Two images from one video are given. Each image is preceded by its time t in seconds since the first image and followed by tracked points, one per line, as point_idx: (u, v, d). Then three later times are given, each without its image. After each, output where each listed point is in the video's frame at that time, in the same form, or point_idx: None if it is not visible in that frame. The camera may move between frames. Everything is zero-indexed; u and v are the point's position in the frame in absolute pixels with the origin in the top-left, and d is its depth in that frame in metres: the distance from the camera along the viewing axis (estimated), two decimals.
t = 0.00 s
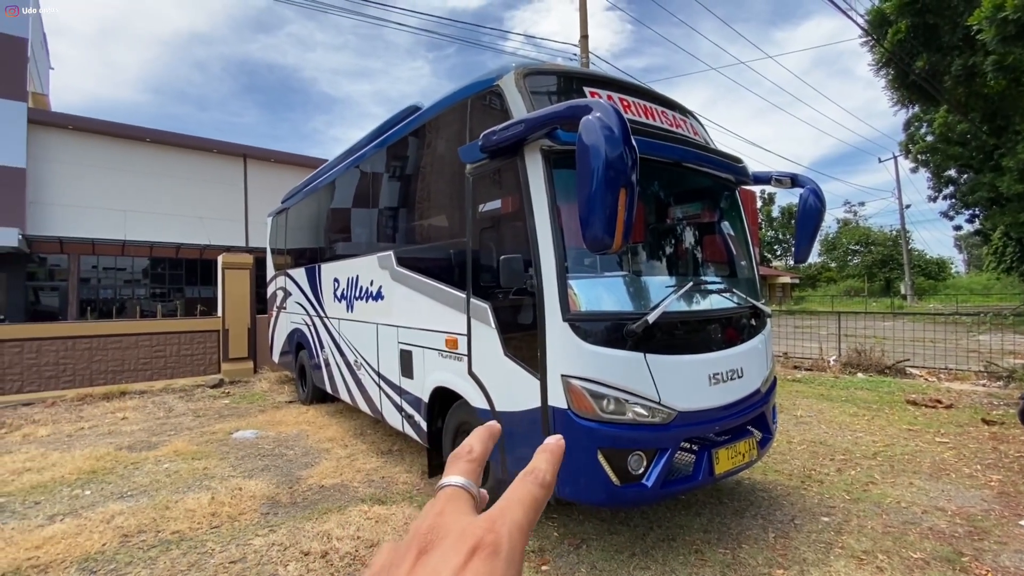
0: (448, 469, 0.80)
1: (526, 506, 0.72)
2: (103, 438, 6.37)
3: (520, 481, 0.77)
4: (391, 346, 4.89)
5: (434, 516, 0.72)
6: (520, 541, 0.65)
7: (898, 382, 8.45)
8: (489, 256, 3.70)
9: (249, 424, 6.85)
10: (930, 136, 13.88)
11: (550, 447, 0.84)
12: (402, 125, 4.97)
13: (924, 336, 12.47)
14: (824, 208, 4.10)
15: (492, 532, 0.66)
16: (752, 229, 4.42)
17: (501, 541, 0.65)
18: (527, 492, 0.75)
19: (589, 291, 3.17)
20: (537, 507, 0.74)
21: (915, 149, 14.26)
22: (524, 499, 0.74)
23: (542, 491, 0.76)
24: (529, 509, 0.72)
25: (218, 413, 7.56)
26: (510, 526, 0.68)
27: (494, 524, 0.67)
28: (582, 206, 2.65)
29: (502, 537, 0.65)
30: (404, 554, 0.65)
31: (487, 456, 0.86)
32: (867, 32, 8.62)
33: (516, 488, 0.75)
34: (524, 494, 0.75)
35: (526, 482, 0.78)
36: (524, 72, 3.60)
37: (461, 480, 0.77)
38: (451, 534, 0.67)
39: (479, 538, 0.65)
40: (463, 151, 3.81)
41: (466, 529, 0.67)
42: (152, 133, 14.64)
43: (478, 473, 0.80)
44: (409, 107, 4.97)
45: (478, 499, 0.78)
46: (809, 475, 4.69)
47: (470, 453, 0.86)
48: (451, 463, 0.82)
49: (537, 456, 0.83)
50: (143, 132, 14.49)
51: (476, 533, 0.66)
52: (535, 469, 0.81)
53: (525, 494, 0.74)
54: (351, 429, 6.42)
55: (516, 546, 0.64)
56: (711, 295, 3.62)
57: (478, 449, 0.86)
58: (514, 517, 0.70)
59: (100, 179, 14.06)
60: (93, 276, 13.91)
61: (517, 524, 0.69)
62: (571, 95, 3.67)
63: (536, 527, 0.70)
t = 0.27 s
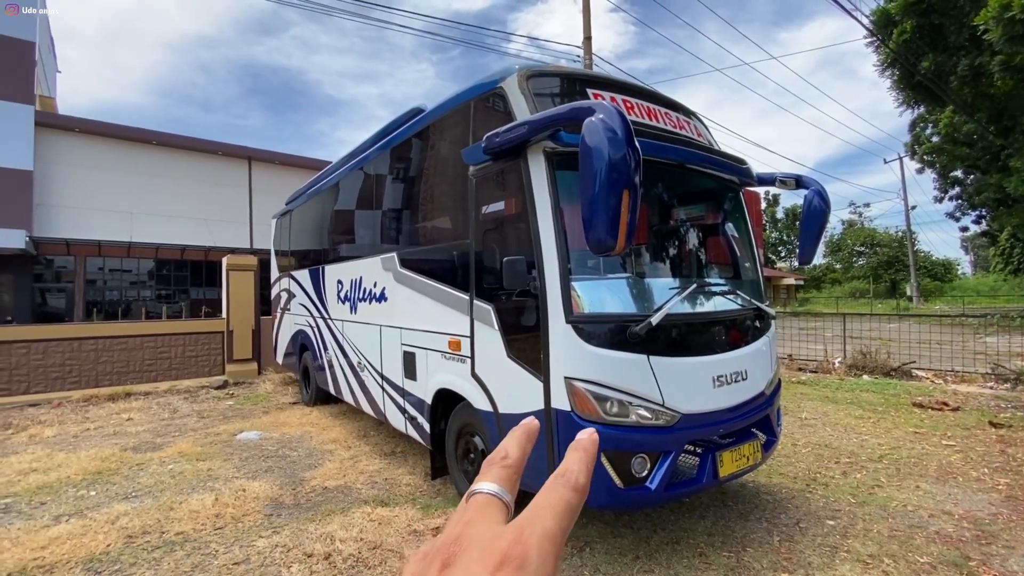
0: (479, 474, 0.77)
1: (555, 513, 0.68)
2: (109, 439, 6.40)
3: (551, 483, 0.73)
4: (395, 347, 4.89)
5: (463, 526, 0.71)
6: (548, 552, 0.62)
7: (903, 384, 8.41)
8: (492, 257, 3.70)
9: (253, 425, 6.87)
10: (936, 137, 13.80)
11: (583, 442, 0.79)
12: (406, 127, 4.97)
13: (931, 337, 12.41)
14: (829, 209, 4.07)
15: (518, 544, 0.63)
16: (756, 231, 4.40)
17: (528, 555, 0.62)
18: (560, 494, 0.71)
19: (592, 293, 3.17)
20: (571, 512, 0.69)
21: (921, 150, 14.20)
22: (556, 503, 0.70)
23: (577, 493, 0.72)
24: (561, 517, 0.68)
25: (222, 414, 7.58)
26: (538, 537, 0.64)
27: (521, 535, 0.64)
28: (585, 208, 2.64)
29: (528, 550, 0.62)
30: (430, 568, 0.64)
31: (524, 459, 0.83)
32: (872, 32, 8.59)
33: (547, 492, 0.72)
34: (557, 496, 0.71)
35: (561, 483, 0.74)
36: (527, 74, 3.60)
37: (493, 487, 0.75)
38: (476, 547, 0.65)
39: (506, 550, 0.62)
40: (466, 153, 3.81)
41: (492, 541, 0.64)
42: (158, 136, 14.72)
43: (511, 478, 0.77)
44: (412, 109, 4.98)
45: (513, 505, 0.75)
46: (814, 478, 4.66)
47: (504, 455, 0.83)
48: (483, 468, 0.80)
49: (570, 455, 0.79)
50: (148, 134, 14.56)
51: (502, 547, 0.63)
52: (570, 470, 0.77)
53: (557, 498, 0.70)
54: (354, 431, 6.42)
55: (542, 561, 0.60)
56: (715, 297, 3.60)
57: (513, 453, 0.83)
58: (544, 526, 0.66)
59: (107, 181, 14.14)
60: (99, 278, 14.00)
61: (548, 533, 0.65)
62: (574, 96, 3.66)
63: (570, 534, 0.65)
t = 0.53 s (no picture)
0: (505, 492, 0.75)
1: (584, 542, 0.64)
2: (113, 439, 6.42)
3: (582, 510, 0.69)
4: (397, 348, 4.89)
5: (484, 544, 0.68)
6: None
7: (908, 385, 8.37)
8: (494, 258, 3.69)
9: (256, 425, 6.88)
10: (941, 137, 13.74)
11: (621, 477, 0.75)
12: (408, 128, 4.98)
13: (935, 338, 12.35)
14: (833, 209, 4.06)
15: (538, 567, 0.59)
16: (760, 231, 4.39)
17: None
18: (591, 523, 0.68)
19: (594, 294, 3.16)
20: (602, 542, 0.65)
21: (925, 150, 14.15)
22: (587, 532, 0.66)
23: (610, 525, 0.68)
24: (591, 545, 0.64)
25: (225, 414, 7.59)
26: (563, 564, 0.61)
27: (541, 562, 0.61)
28: (587, 209, 2.63)
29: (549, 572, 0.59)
30: None
31: (553, 480, 0.79)
32: (876, 31, 8.55)
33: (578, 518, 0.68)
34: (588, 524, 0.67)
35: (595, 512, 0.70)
36: (529, 75, 3.60)
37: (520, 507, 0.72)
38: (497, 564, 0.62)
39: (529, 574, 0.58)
40: (468, 154, 3.81)
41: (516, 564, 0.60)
42: (162, 137, 14.77)
43: (538, 500, 0.74)
44: (415, 110, 4.98)
45: (538, 528, 0.72)
46: (818, 479, 4.64)
47: (532, 474, 0.79)
48: (511, 486, 0.77)
49: (605, 485, 0.76)
50: (152, 136, 14.62)
51: (523, 569, 0.60)
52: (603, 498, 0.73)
53: (588, 527, 0.67)
54: (357, 431, 6.43)
55: None
56: (718, 297, 3.59)
57: (542, 470, 0.80)
58: (569, 554, 0.62)
59: (111, 182, 14.19)
60: (104, 278, 13.99)
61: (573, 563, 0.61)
62: (576, 97, 3.66)
63: (597, 568, 0.61)
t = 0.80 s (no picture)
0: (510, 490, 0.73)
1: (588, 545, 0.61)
2: (117, 439, 6.44)
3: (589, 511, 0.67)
4: (400, 348, 4.89)
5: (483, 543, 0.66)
6: None
7: (912, 385, 8.35)
8: (497, 258, 3.69)
9: (259, 425, 6.89)
10: (945, 136, 13.70)
11: (631, 479, 0.70)
12: (411, 128, 4.98)
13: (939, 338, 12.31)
14: (836, 208, 4.04)
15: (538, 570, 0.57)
16: (763, 231, 4.38)
17: None
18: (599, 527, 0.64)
19: (597, 293, 3.15)
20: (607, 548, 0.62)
21: (929, 149, 14.10)
22: (590, 535, 0.63)
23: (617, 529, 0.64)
24: (593, 548, 0.61)
25: (228, 414, 7.61)
26: (563, 568, 0.58)
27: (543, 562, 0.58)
28: (589, 208, 2.63)
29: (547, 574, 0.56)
30: None
31: (561, 479, 0.78)
32: (880, 30, 8.53)
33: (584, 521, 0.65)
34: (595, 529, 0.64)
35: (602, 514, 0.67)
36: (531, 74, 3.59)
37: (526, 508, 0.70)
38: (491, 565, 0.59)
39: None
40: (470, 153, 3.80)
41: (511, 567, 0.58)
42: (165, 138, 14.82)
43: (543, 500, 0.71)
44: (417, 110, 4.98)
45: (542, 531, 0.69)
46: (821, 479, 4.63)
47: (539, 475, 0.77)
48: (516, 486, 0.75)
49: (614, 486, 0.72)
50: (156, 137, 14.66)
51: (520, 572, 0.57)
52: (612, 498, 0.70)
53: (592, 529, 0.64)
54: (359, 431, 6.43)
55: None
56: (721, 297, 3.58)
57: (549, 472, 0.78)
58: (570, 558, 0.59)
59: (115, 183, 14.24)
60: (108, 279, 14.11)
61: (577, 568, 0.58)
62: (578, 97, 3.65)
63: (599, 574, 0.58)
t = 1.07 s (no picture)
0: (559, 512, 0.75)
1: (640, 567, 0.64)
2: (121, 438, 6.46)
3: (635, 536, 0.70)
4: (403, 347, 4.90)
5: (534, 561, 0.67)
6: None
7: (916, 384, 8.31)
8: (499, 257, 3.69)
9: (263, 424, 6.90)
10: (949, 134, 13.64)
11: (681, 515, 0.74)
12: (413, 127, 4.98)
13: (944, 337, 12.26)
14: (840, 206, 4.03)
15: None
16: (766, 229, 4.36)
17: None
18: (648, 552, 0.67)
19: (600, 292, 3.15)
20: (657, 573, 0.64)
21: (933, 147, 14.03)
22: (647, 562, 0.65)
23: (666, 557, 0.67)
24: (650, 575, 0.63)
25: (232, 413, 7.63)
26: None
27: None
28: (593, 206, 2.62)
29: None
30: None
31: (613, 502, 0.79)
32: (883, 28, 8.48)
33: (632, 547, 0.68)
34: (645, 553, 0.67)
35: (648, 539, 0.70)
36: (534, 72, 3.59)
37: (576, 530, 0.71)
38: None
39: None
40: (473, 152, 3.80)
41: None
42: (169, 138, 14.86)
43: (593, 523, 0.73)
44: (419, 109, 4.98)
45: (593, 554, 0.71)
46: (825, 479, 4.61)
47: (592, 497, 0.79)
48: (567, 506, 0.77)
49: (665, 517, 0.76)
50: (159, 136, 14.69)
51: None
52: (661, 529, 0.74)
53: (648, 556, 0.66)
54: (362, 430, 6.44)
55: None
56: (724, 296, 3.57)
57: (603, 493, 0.80)
58: None
59: (118, 183, 14.28)
60: (111, 278, 14.14)
61: None
62: (581, 95, 3.64)
63: None
